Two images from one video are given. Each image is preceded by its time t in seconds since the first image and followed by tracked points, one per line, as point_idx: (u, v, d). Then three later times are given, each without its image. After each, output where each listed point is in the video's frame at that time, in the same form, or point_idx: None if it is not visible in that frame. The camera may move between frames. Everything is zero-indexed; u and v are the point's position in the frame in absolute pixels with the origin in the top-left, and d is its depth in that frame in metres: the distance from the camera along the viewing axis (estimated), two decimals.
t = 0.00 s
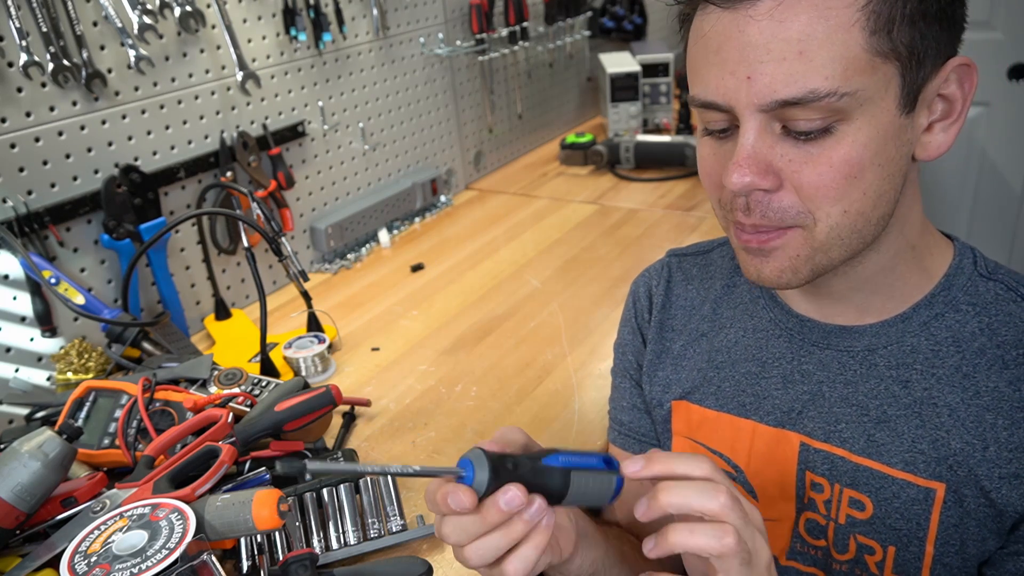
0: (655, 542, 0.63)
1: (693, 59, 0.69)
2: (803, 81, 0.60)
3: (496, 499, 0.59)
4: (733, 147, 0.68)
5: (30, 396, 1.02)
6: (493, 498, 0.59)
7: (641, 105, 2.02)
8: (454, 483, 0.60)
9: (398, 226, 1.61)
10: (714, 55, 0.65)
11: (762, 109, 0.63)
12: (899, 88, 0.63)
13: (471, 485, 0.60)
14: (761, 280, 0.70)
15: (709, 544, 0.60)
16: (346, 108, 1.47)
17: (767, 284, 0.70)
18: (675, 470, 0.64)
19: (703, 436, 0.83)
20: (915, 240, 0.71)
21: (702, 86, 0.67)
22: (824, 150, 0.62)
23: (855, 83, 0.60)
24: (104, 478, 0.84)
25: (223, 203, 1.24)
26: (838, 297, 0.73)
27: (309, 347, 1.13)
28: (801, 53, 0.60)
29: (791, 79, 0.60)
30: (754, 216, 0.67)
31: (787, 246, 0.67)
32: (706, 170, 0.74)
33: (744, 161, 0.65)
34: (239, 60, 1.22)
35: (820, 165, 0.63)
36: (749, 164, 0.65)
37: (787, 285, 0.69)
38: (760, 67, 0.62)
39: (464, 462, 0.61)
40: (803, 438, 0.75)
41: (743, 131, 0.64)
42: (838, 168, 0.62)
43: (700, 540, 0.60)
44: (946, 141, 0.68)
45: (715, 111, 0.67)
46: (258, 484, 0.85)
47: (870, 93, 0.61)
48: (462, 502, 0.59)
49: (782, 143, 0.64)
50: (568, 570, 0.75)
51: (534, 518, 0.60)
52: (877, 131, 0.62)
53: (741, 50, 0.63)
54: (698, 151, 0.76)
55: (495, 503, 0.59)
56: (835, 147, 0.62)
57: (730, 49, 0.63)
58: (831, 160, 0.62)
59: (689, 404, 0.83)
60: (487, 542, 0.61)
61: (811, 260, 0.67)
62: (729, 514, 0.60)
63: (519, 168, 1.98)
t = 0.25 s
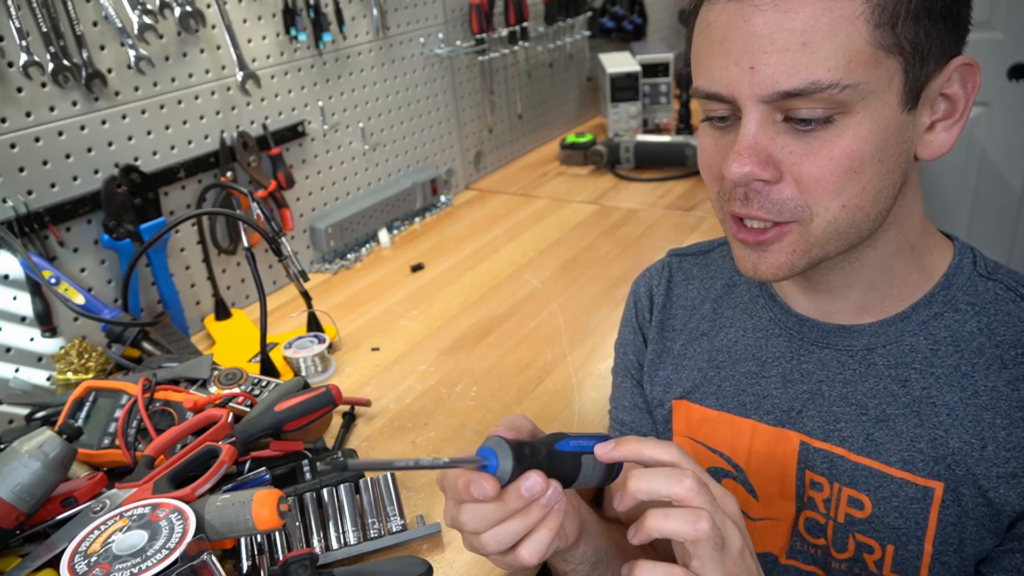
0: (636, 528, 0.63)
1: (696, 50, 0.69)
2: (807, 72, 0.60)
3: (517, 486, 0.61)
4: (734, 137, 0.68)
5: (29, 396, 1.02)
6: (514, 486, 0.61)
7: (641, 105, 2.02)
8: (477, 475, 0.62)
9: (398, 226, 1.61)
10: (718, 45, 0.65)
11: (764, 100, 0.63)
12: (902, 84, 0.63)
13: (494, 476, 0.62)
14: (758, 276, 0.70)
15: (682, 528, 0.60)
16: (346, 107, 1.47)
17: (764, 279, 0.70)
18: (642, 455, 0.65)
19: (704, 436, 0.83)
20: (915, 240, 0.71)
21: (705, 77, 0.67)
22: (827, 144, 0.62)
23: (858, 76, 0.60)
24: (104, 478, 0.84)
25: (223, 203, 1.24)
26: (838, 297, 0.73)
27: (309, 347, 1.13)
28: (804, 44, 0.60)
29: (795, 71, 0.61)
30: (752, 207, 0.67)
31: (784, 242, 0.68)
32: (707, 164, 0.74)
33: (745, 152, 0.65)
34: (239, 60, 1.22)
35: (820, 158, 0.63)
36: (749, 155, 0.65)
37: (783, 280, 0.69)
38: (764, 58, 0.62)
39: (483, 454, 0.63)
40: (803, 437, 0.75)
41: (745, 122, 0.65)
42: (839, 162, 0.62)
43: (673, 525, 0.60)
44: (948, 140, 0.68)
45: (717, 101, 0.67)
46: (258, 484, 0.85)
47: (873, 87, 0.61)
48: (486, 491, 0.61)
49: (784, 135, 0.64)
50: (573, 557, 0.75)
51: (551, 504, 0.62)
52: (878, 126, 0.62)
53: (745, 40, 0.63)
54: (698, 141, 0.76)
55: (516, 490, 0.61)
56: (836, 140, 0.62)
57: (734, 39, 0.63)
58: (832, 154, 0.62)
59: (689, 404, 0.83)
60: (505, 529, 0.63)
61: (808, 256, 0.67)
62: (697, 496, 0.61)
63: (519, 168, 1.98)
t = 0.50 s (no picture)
0: (635, 531, 0.63)
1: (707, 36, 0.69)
2: (820, 58, 0.61)
3: (529, 480, 0.61)
4: (744, 123, 0.69)
5: (29, 396, 1.02)
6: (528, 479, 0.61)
7: (641, 105, 2.02)
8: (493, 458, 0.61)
9: (398, 226, 1.61)
10: (730, 31, 0.66)
11: (775, 85, 0.63)
12: (912, 75, 0.63)
13: (511, 462, 0.61)
14: (767, 263, 0.70)
15: (680, 529, 0.60)
16: (346, 108, 1.47)
17: (771, 267, 0.70)
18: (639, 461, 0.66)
19: (704, 436, 0.83)
20: (918, 239, 0.71)
21: (717, 62, 0.68)
22: (836, 132, 0.63)
23: (869, 64, 0.61)
24: (104, 478, 0.84)
25: (223, 203, 1.24)
26: (839, 297, 0.73)
27: (309, 347, 1.13)
28: (818, 30, 0.61)
29: (807, 57, 0.61)
30: (759, 191, 0.67)
31: (792, 229, 0.68)
32: (713, 150, 0.75)
33: (754, 137, 0.65)
34: (239, 60, 1.22)
35: (830, 146, 0.63)
36: (758, 140, 0.65)
37: (792, 270, 0.69)
38: (777, 42, 0.62)
39: (504, 440, 0.63)
40: (803, 438, 0.75)
41: (755, 107, 0.65)
42: (848, 150, 0.63)
43: (671, 526, 0.60)
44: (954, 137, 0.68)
45: (728, 87, 0.68)
46: (258, 484, 0.84)
47: (885, 75, 0.61)
48: (501, 476, 0.60)
49: (793, 122, 0.64)
50: (572, 557, 0.75)
51: (556, 504, 0.62)
52: (888, 116, 0.62)
53: (758, 26, 0.63)
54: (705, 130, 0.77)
55: (529, 482, 0.61)
56: (846, 128, 0.62)
57: (747, 25, 0.64)
58: (841, 142, 0.63)
59: (689, 405, 0.83)
60: (508, 525, 0.63)
61: (814, 246, 0.67)
62: (694, 500, 0.61)
63: (518, 168, 1.98)
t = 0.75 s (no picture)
0: (641, 497, 0.58)
1: (722, 25, 0.70)
2: (837, 45, 0.61)
3: (546, 493, 0.61)
4: (755, 111, 0.69)
5: (30, 397, 1.02)
6: (545, 491, 0.61)
7: (641, 105, 2.02)
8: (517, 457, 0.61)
9: (398, 226, 1.61)
10: (747, 18, 0.66)
11: (791, 72, 0.64)
12: (927, 69, 0.63)
13: (535, 467, 0.60)
14: (773, 264, 0.70)
15: (693, 488, 0.56)
16: (346, 108, 1.47)
17: (779, 270, 0.70)
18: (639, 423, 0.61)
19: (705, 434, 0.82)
20: (922, 237, 0.72)
21: (733, 50, 0.68)
22: (850, 122, 0.63)
23: (887, 54, 0.61)
24: (104, 478, 0.84)
25: (223, 203, 1.24)
26: (842, 294, 0.74)
27: (309, 347, 1.13)
28: (836, 18, 0.61)
29: (824, 45, 0.61)
30: (771, 177, 0.67)
31: (801, 228, 0.68)
32: (722, 141, 0.75)
33: (767, 123, 0.66)
34: (239, 60, 1.22)
35: (843, 136, 0.63)
36: (771, 126, 0.65)
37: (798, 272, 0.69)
38: (794, 28, 0.63)
39: (534, 445, 0.62)
40: (806, 435, 0.75)
41: (770, 93, 0.65)
42: (861, 141, 0.63)
43: (683, 486, 0.56)
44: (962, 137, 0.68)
45: (741, 74, 0.68)
46: (258, 484, 0.85)
47: (900, 67, 0.62)
48: (520, 479, 0.60)
49: (806, 111, 0.65)
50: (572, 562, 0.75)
51: (562, 527, 0.62)
52: (902, 108, 0.63)
53: (776, 13, 0.64)
54: (715, 120, 0.77)
55: (545, 495, 0.60)
56: (860, 118, 0.63)
57: (764, 12, 0.64)
58: (855, 132, 0.63)
59: (692, 403, 0.83)
60: (512, 535, 0.63)
61: (824, 245, 0.67)
62: (705, 459, 0.58)
63: (518, 168, 1.98)
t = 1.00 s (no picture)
0: (643, 446, 0.56)
1: (731, 22, 0.70)
2: (845, 42, 0.62)
3: (568, 492, 0.60)
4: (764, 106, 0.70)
5: (30, 397, 1.02)
6: (567, 490, 0.60)
7: (641, 105, 2.02)
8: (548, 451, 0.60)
9: (398, 226, 1.61)
10: (758, 13, 0.66)
11: (801, 68, 0.65)
12: (936, 67, 0.64)
13: (564, 464, 0.59)
14: (777, 250, 0.70)
15: (690, 420, 0.54)
16: (346, 107, 1.47)
17: (783, 256, 0.70)
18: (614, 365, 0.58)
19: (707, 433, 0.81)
20: (924, 233, 0.72)
21: (745, 46, 0.68)
22: (860, 116, 0.64)
23: (897, 49, 0.62)
24: (104, 478, 0.84)
25: (223, 203, 1.24)
26: (844, 290, 0.74)
27: (309, 347, 1.13)
28: (848, 13, 0.62)
29: (833, 40, 0.62)
30: (778, 174, 0.68)
31: (809, 212, 0.68)
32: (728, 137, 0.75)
33: (777, 117, 0.66)
34: (239, 60, 1.22)
35: (853, 130, 0.64)
36: (781, 118, 0.66)
37: (805, 259, 0.69)
38: (806, 23, 0.63)
39: (566, 443, 0.62)
40: (809, 432, 0.75)
41: (780, 87, 0.66)
42: (870, 136, 0.64)
43: (680, 420, 0.54)
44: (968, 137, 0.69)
45: (752, 71, 0.69)
46: (258, 484, 0.85)
47: (910, 63, 0.63)
48: (547, 471, 0.59)
49: (816, 105, 0.65)
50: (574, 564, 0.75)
51: (577, 530, 0.61)
52: (911, 104, 0.63)
53: (789, 7, 0.64)
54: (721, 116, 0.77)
55: (567, 493, 0.60)
56: (870, 113, 0.63)
57: (777, 6, 0.65)
58: (865, 127, 0.64)
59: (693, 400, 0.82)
60: (528, 530, 0.63)
61: (830, 234, 0.67)
62: (687, 391, 0.56)
63: (518, 168, 1.98)
